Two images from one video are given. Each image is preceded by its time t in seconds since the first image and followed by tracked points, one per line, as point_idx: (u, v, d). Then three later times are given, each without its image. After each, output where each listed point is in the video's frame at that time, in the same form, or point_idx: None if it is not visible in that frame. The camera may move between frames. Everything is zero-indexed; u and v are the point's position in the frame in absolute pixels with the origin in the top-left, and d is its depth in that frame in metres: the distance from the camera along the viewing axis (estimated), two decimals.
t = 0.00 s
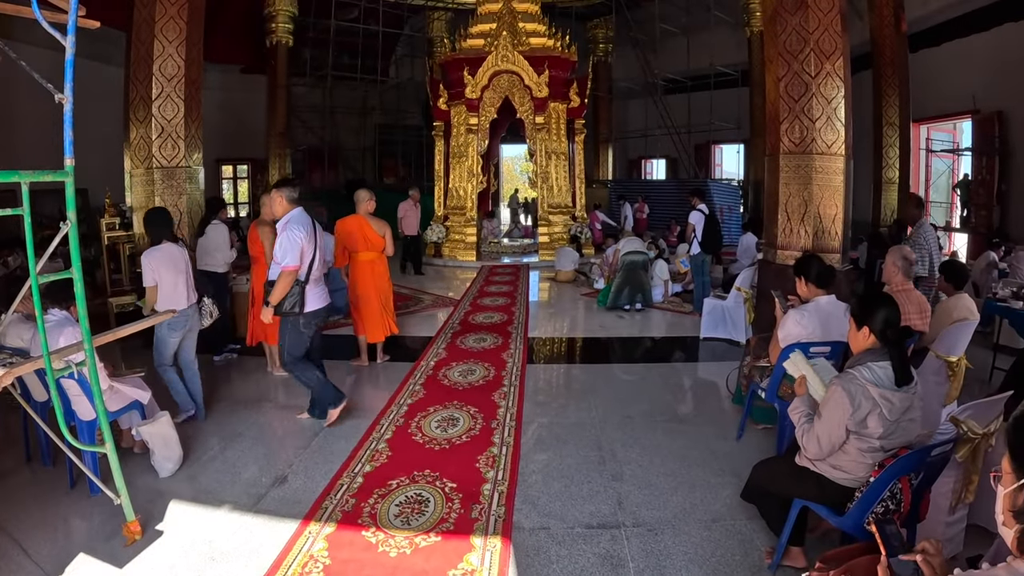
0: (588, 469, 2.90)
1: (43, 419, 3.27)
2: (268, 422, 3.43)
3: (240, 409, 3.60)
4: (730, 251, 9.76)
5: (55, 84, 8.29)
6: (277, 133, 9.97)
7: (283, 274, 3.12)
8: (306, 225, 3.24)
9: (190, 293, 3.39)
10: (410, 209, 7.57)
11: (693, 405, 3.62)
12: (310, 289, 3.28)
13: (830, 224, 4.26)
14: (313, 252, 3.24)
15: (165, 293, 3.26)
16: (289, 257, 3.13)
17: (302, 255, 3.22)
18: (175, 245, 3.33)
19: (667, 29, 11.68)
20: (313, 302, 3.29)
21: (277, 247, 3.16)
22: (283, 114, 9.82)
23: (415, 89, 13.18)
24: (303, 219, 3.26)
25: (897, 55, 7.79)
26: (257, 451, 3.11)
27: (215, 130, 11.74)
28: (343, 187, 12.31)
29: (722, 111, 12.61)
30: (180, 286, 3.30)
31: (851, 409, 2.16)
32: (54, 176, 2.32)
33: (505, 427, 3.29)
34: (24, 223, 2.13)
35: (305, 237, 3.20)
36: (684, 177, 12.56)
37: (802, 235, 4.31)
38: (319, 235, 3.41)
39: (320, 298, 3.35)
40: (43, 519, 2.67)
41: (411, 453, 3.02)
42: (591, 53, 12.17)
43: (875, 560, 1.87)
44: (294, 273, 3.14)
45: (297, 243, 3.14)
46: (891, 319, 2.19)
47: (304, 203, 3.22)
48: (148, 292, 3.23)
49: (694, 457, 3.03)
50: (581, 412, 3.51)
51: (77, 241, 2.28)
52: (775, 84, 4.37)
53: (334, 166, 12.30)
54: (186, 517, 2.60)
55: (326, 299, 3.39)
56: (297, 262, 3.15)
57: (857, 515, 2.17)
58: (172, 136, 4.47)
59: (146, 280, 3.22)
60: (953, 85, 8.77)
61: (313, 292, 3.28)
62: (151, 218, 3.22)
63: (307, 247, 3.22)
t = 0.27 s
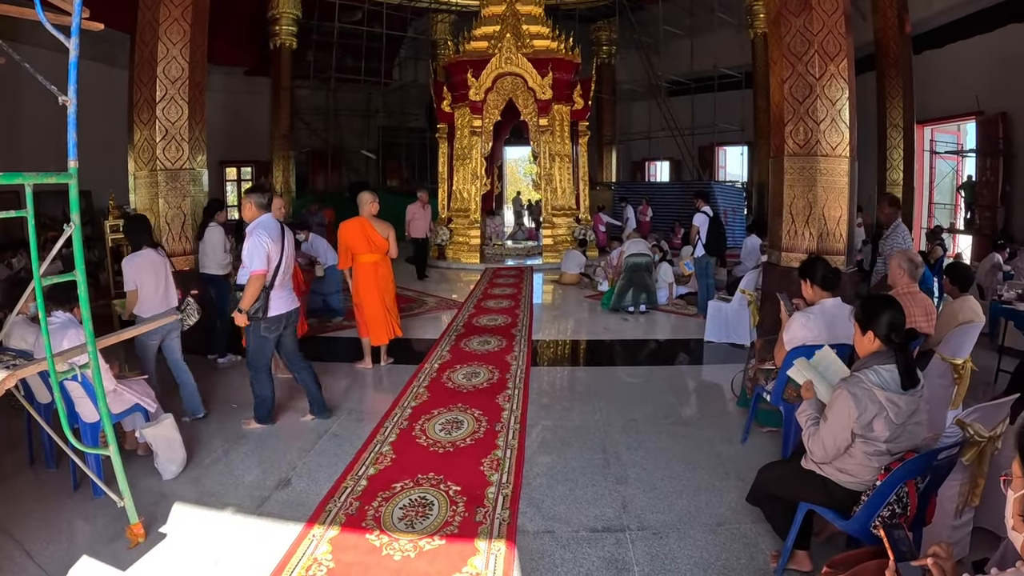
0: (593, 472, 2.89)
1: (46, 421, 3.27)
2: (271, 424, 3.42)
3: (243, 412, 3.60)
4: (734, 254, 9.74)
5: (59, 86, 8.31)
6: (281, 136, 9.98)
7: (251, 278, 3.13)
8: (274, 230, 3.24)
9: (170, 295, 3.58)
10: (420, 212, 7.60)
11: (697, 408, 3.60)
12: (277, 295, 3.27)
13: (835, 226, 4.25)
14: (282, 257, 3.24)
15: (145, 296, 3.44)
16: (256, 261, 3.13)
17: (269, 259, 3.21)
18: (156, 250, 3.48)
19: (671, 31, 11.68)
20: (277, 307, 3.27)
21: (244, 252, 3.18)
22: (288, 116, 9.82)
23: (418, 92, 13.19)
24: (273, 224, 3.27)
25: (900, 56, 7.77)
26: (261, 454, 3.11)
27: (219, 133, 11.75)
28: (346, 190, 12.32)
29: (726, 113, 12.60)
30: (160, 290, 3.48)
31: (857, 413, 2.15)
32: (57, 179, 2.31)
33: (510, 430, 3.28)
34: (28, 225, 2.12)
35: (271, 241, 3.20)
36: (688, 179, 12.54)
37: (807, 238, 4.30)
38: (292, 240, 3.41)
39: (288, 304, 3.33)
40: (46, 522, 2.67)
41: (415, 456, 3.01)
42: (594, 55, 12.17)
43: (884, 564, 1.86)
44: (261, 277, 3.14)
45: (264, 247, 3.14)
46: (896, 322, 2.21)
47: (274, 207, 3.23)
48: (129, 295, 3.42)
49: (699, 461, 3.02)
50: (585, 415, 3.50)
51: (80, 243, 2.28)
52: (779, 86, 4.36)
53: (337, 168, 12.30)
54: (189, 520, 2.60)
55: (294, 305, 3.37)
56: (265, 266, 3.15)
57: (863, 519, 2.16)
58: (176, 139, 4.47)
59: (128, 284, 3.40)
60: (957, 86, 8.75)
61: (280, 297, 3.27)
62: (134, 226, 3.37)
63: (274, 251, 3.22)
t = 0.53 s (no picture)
0: (604, 478, 2.88)
1: (58, 425, 3.29)
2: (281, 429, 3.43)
3: (253, 417, 3.61)
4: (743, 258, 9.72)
5: (70, 91, 8.39)
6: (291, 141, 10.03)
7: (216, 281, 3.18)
8: (244, 235, 3.27)
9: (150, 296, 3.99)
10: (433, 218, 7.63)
11: (708, 413, 3.59)
12: (246, 299, 3.29)
13: (845, 231, 4.24)
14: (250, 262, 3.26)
15: (127, 297, 3.84)
16: (221, 264, 3.18)
17: (238, 263, 3.25)
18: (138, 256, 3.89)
19: (680, 35, 11.68)
20: (246, 312, 3.28)
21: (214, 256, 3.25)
22: (298, 121, 9.86)
23: (427, 97, 13.24)
24: (246, 230, 3.31)
25: (910, 60, 7.74)
26: (271, 459, 3.11)
27: (228, 138, 11.82)
28: (356, 195, 12.37)
29: (735, 117, 12.59)
30: (140, 292, 3.87)
31: (870, 420, 2.13)
32: (70, 185, 2.31)
33: (520, 436, 3.28)
34: (40, 231, 2.12)
35: (238, 245, 3.24)
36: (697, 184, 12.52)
37: (817, 243, 4.29)
38: (270, 246, 3.43)
39: (259, 309, 3.34)
40: (58, 525, 2.68)
41: (426, 461, 3.01)
42: (603, 60, 12.20)
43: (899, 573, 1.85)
44: (225, 281, 3.18)
45: (228, 251, 3.18)
46: (906, 329, 2.20)
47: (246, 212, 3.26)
48: (112, 297, 3.81)
49: (710, 467, 3.01)
50: (595, 420, 3.49)
51: (92, 250, 2.28)
52: (789, 90, 4.35)
53: (346, 173, 12.34)
54: (200, 525, 2.60)
55: (267, 310, 3.37)
56: (229, 269, 3.19)
57: (875, 526, 2.14)
58: (187, 144, 4.49)
59: (111, 286, 3.81)
60: (967, 89, 8.70)
61: (248, 302, 3.28)
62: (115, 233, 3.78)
63: (242, 256, 3.25)
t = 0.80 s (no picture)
0: (616, 485, 2.87)
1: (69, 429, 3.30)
2: (292, 434, 3.44)
3: (264, 421, 3.61)
4: (755, 264, 9.68)
5: (82, 97, 8.46)
6: (302, 145, 10.08)
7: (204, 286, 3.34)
8: (233, 242, 3.42)
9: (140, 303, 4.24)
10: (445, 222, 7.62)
11: (721, 420, 3.57)
12: (233, 304, 3.45)
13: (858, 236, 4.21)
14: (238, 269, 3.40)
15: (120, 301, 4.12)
16: (209, 271, 3.34)
17: (225, 269, 3.39)
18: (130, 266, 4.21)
19: (690, 40, 11.67)
20: (232, 315, 3.44)
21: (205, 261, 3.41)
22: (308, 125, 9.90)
23: (438, 102, 13.28)
24: (234, 237, 3.44)
25: (921, 63, 7.70)
26: (282, 464, 3.12)
27: (240, 143, 11.88)
28: (367, 199, 12.40)
29: (745, 121, 12.56)
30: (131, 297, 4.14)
31: (885, 429, 2.11)
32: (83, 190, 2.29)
33: (532, 442, 3.27)
34: (52, 238, 2.12)
35: (226, 252, 3.38)
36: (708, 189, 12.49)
37: (830, 248, 4.26)
38: (258, 251, 3.56)
39: (245, 312, 3.50)
40: (69, 529, 2.69)
41: (437, 468, 3.01)
42: (613, 65, 12.21)
43: None
44: (212, 286, 3.34)
45: (216, 258, 3.34)
46: (921, 336, 2.18)
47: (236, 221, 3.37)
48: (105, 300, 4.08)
49: (723, 474, 2.99)
50: (606, 427, 3.48)
51: (105, 254, 2.28)
52: (801, 95, 4.33)
53: (358, 177, 12.34)
54: (211, 530, 2.60)
55: (253, 313, 3.53)
56: (216, 275, 3.34)
57: (889, 535, 2.12)
58: (199, 149, 4.52)
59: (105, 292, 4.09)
60: (977, 92, 8.66)
61: (234, 306, 3.44)
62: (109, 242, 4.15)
63: (229, 263, 3.39)
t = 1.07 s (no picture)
0: (630, 491, 2.86)
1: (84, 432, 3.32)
2: (305, 439, 3.45)
3: (278, 426, 3.63)
4: (769, 269, 9.65)
5: (97, 102, 8.55)
6: (314, 150, 10.13)
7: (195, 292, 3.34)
8: (220, 248, 3.44)
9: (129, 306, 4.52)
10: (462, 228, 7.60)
11: (735, 427, 3.55)
12: (221, 307, 3.47)
13: (873, 241, 4.19)
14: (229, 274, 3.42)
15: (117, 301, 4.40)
16: (200, 277, 3.33)
17: (214, 275, 3.40)
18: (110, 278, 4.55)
19: (703, 44, 11.65)
20: (221, 319, 3.47)
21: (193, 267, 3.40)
22: (321, 130, 9.96)
23: (450, 106, 13.33)
24: (222, 243, 3.46)
25: (934, 66, 7.65)
26: (295, 469, 3.13)
27: (253, 147, 11.97)
28: (380, 204, 12.45)
29: (758, 125, 12.53)
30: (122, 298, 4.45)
31: (901, 437, 2.10)
32: (98, 196, 2.24)
33: (546, 448, 3.27)
34: (70, 245, 2.11)
35: (215, 259, 3.40)
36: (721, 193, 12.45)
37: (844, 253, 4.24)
38: (243, 256, 3.60)
39: (233, 316, 3.53)
40: (84, 532, 2.71)
41: (451, 473, 3.01)
42: (625, 69, 12.21)
43: None
44: (205, 292, 3.35)
45: (207, 265, 3.35)
46: (938, 344, 2.16)
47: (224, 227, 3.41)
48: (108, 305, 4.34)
49: (737, 481, 2.98)
50: (619, 433, 3.47)
51: (122, 260, 2.26)
52: (814, 99, 4.32)
53: (370, 182, 12.44)
54: (224, 534, 2.61)
55: (241, 317, 3.56)
56: (208, 281, 3.36)
57: (905, 543, 2.10)
58: (213, 154, 4.55)
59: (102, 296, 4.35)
60: (991, 95, 8.59)
61: (223, 310, 3.46)
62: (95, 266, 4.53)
63: (218, 269, 3.42)
